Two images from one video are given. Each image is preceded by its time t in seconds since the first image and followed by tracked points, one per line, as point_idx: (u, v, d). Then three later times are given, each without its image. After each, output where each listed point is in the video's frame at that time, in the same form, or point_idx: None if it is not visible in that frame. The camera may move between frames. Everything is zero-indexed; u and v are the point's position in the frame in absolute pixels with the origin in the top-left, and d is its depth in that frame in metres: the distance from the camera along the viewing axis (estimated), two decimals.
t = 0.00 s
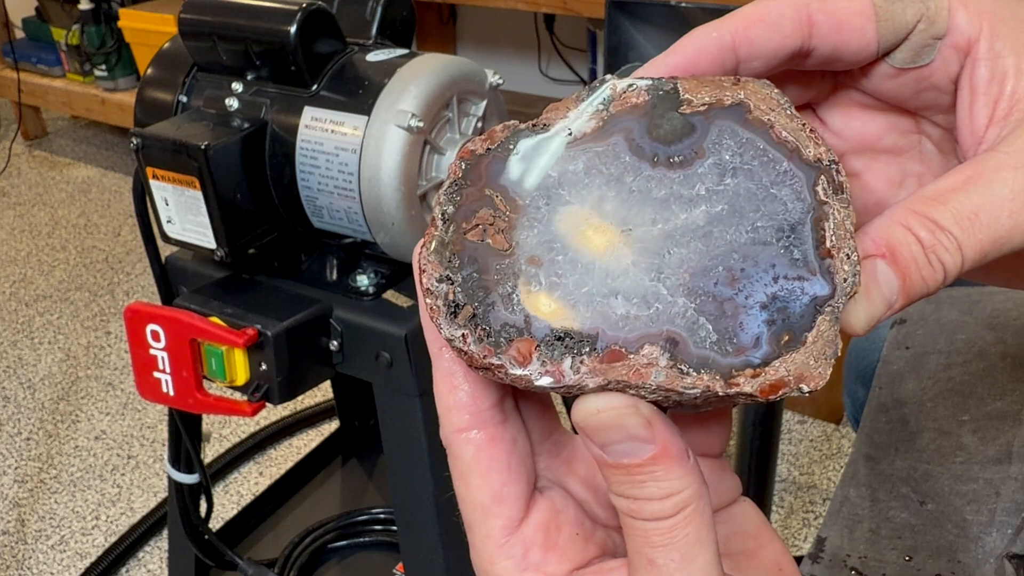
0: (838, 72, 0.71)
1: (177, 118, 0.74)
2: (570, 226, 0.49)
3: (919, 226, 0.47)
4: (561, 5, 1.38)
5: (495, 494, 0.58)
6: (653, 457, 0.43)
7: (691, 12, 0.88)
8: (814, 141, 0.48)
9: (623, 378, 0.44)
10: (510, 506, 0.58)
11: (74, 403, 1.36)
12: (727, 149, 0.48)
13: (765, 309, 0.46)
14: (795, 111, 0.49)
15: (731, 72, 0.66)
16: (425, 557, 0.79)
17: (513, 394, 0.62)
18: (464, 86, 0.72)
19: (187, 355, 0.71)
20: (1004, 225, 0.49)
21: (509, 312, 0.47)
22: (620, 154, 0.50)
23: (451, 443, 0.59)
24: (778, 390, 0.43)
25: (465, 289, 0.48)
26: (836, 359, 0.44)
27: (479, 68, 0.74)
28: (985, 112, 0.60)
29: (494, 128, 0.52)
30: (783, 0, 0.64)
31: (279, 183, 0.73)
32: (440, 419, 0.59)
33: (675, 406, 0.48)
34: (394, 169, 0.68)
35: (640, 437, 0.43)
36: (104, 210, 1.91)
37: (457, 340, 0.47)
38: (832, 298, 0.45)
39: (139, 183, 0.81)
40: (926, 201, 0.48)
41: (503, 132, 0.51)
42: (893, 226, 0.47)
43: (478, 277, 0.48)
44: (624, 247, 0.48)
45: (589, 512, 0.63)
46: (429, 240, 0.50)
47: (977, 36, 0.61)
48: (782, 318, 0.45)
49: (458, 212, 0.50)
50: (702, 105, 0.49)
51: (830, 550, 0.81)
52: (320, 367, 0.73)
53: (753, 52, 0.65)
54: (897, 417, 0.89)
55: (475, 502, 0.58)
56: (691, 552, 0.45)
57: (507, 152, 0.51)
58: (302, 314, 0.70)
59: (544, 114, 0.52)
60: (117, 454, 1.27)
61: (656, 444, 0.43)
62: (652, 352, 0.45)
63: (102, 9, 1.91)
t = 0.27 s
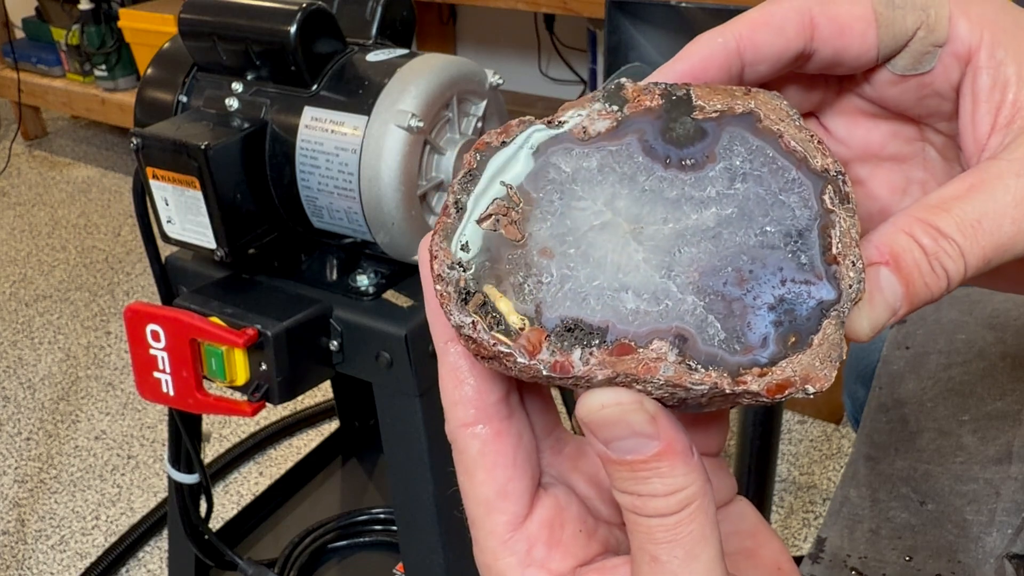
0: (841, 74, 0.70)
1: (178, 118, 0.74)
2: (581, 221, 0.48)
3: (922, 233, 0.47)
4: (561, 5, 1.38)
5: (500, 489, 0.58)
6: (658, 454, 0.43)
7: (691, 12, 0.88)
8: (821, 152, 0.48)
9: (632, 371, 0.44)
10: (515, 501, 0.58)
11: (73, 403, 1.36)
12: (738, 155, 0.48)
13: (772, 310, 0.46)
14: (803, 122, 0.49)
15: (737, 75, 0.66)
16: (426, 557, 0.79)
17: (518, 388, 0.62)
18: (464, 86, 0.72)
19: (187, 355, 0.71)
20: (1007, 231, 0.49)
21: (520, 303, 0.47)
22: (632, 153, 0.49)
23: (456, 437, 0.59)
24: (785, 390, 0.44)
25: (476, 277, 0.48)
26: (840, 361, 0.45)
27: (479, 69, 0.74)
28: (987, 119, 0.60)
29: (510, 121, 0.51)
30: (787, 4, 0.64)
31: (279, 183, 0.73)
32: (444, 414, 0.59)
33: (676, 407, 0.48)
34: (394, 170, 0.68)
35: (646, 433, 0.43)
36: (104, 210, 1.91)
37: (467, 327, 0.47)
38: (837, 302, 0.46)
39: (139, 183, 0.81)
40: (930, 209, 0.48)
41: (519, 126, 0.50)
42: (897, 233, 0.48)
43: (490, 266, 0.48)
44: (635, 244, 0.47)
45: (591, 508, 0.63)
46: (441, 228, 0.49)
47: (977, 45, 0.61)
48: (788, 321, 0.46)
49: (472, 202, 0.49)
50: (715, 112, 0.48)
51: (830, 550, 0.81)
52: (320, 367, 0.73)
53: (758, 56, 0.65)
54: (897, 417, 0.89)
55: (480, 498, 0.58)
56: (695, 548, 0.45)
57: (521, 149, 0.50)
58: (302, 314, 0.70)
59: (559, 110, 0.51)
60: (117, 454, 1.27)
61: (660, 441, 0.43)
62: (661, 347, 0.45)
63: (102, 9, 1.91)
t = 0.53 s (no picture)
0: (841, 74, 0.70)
1: (177, 118, 0.74)
2: (586, 216, 0.48)
3: (923, 233, 0.47)
4: (562, 5, 1.38)
5: (503, 483, 0.58)
6: (660, 448, 0.43)
7: (692, 12, 0.88)
8: (823, 152, 0.47)
9: (634, 364, 0.44)
10: (518, 496, 0.58)
11: (74, 403, 1.36)
12: (741, 154, 0.48)
13: (774, 306, 0.46)
14: (806, 125, 0.49)
15: (739, 76, 0.66)
16: (425, 557, 0.79)
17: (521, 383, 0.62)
18: (464, 86, 0.72)
19: (187, 355, 0.71)
20: (1007, 231, 0.49)
21: (524, 293, 0.47)
22: (637, 151, 0.49)
23: (460, 431, 0.59)
24: (786, 385, 0.43)
25: (483, 268, 0.48)
26: (842, 358, 0.44)
27: (479, 68, 0.74)
28: (987, 120, 0.59)
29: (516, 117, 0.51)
30: (786, 4, 0.64)
31: (279, 183, 0.73)
32: (448, 408, 0.59)
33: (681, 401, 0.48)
34: (394, 169, 0.68)
35: (647, 427, 0.43)
36: (104, 210, 1.91)
37: (471, 317, 0.47)
38: (839, 300, 0.45)
39: (139, 183, 0.81)
40: (930, 210, 0.48)
41: (526, 122, 0.50)
42: (897, 233, 0.47)
43: (496, 258, 0.48)
44: (639, 239, 0.47)
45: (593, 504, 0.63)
46: (447, 219, 0.49)
47: (977, 46, 0.61)
48: (790, 317, 0.45)
49: (478, 194, 0.49)
50: (718, 112, 0.48)
51: (830, 550, 0.81)
52: (320, 367, 0.73)
53: (760, 57, 0.65)
54: (897, 417, 0.89)
55: (482, 491, 0.58)
56: (697, 541, 0.45)
57: (529, 143, 0.50)
58: (302, 314, 0.70)
59: (565, 109, 0.50)
60: (117, 454, 1.27)
61: (662, 434, 0.43)
62: (664, 340, 0.45)
63: (102, 9, 1.91)
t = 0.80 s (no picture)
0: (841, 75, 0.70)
1: (177, 118, 0.74)
2: (586, 214, 0.48)
3: (922, 234, 0.47)
4: (561, 4, 1.38)
5: (503, 481, 0.58)
6: (659, 445, 0.43)
7: (692, 12, 0.88)
8: (823, 154, 0.48)
9: (633, 360, 0.44)
10: (518, 494, 0.58)
11: (74, 403, 1.36)
12: (741, 155, 0.48)
13: (774, 304, 0.45)
14: (806, 127, 0.49)
15: (738, 77, 0.66)
16: (425, 557, 0.79)
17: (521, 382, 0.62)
18: (464, 86, 0.72)
19: (187, 355, 0.71)
20: (1007, 232, 0.49)
21: (523, 288, 0.47)
22: (637, 151, 0.49)
23: (460, 429, 0.59)
24: (785, 382, 0.43)
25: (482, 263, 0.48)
26: (841, 356, 0.44)
27: (479, 69, 0.74)
28: (985, 122, 0.59)
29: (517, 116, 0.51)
30: (784, 5, 0.64)
31: (279, 183, 0.73)
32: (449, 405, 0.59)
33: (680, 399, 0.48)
34: (394, 169, 0.68)
35: (646, 423, 0.43)
36: (104, 210, 1.91)
37: (470, 311, 0.46)
38: (838, 299, 0.45)
39: (139, 183, 0.81)
40: (929, 211, 0.48)
41: (526, 121, 0.50)
42: (897, 234, 0.47)
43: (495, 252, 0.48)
44: (639, 237, 0.47)
45: (593, 503, 0.64)
46: (448, 215, 0.49)
47: (974, 49, 0.61)
48: (789, 315, 0.45)
49: (479, 189, 0.49)
50: (718, 114, 0.48)
51: (830, 550, 0.81)
52: (319, 367, 0.73)
53: (758, 58, 0.65)
54: (897, 417, 0.89)
55: (482, 489, 0.58)
56: (697, 538, 0.45)
57: (530, 140, 0.49)
58: (302, 314, 0.70)
59: (566, 109, 0.50)
60: (117, 454, 1.27)
61: (661, 431, 0.43)
62: (663, 336, 0.45)
63: (102, 9, 1.91)
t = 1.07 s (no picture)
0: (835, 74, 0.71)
1: (177, 118, 0.74)
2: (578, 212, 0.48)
3: (919, 229, 0.47)
4: (561, 5, 1.38)
5: (501, 479, 0.58)
6: (654, 441, 0.43)
7: (692, 12, 0.88)
8: (817, 148, 0.48)
9: (625, 357, 0.44)
10: (515, 492, 0.58)
11: (74, 403, 1.36)
12: (735, 151, 0.48)
13: (767, 300, 0.45)
14: (801, 121, 0.49)
15: (734, 77, 0.66)
16: (425, 557, 0.79)
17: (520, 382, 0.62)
18: (464, 86, 0.72)
19: (187, 355, 0.71)
20: (1004, 227, 0.49)
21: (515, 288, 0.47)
22: (630, 149, 0.49)
23: (458, 427, 0.59)
24: (778, 376, 0.42)
25: (474, 263, 0.48)
26: (835, 351, 0.44)
27: (479, 69, 0.74)
28: (982, 118, 0.59)
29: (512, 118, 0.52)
30: (779, 4, 0.65)
31: (279, 183, 0.73)
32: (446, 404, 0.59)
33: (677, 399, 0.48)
34: (394, 169, 0.68)
35: (640, 420, 0.43)
36: (104, 210, 1.91)
37: (463, 311, 0.47)
38: (832, 293, 0.45)
39: (139, 183, 0.81)
40: (926, 206, 0.48)
41: (520, 123, 0.51)
42: (894, 229, 0.47)
43: (488, 253, 0.48)
44: (631, 235, 0.48)
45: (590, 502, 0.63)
46: (442, 217, 0.49)
47: (970, 45, 0.61)
48: (783, 310, 0.45)
49: (472, 191, 0.49)
50: (712, 111, 0.49)
51: (830, 550, 0.81)
52: (319, 367, 0.73)
53: (754, 57, 0.65)
54: (897, 417, 0.89)
55: (480, 487, 0.58)
56: (694, 534, 0.45)
57: (524, 142, 0.50)
58: (302, 314, 0.70)
59: (560, 109, 0.51)
60: (117, 454, 1.27)
61: (655, 428, 0.43)
62: (655, 333, 0.45)
63: (102, 9, 1.91)
